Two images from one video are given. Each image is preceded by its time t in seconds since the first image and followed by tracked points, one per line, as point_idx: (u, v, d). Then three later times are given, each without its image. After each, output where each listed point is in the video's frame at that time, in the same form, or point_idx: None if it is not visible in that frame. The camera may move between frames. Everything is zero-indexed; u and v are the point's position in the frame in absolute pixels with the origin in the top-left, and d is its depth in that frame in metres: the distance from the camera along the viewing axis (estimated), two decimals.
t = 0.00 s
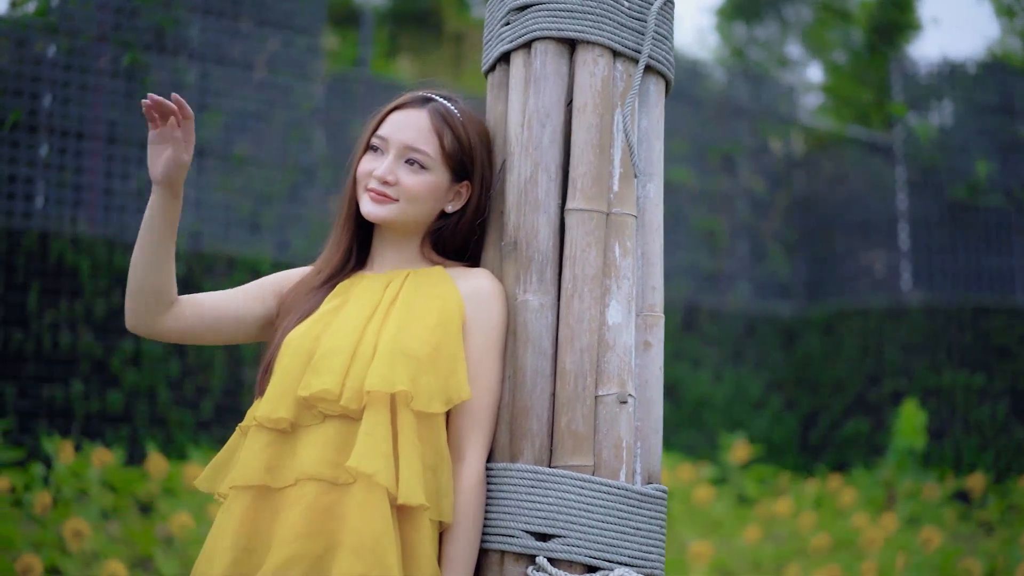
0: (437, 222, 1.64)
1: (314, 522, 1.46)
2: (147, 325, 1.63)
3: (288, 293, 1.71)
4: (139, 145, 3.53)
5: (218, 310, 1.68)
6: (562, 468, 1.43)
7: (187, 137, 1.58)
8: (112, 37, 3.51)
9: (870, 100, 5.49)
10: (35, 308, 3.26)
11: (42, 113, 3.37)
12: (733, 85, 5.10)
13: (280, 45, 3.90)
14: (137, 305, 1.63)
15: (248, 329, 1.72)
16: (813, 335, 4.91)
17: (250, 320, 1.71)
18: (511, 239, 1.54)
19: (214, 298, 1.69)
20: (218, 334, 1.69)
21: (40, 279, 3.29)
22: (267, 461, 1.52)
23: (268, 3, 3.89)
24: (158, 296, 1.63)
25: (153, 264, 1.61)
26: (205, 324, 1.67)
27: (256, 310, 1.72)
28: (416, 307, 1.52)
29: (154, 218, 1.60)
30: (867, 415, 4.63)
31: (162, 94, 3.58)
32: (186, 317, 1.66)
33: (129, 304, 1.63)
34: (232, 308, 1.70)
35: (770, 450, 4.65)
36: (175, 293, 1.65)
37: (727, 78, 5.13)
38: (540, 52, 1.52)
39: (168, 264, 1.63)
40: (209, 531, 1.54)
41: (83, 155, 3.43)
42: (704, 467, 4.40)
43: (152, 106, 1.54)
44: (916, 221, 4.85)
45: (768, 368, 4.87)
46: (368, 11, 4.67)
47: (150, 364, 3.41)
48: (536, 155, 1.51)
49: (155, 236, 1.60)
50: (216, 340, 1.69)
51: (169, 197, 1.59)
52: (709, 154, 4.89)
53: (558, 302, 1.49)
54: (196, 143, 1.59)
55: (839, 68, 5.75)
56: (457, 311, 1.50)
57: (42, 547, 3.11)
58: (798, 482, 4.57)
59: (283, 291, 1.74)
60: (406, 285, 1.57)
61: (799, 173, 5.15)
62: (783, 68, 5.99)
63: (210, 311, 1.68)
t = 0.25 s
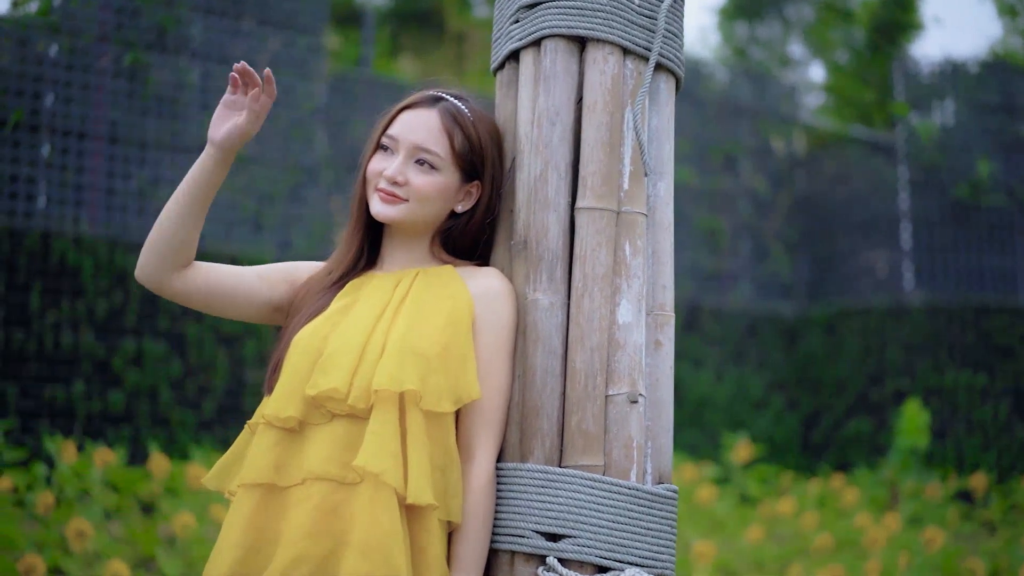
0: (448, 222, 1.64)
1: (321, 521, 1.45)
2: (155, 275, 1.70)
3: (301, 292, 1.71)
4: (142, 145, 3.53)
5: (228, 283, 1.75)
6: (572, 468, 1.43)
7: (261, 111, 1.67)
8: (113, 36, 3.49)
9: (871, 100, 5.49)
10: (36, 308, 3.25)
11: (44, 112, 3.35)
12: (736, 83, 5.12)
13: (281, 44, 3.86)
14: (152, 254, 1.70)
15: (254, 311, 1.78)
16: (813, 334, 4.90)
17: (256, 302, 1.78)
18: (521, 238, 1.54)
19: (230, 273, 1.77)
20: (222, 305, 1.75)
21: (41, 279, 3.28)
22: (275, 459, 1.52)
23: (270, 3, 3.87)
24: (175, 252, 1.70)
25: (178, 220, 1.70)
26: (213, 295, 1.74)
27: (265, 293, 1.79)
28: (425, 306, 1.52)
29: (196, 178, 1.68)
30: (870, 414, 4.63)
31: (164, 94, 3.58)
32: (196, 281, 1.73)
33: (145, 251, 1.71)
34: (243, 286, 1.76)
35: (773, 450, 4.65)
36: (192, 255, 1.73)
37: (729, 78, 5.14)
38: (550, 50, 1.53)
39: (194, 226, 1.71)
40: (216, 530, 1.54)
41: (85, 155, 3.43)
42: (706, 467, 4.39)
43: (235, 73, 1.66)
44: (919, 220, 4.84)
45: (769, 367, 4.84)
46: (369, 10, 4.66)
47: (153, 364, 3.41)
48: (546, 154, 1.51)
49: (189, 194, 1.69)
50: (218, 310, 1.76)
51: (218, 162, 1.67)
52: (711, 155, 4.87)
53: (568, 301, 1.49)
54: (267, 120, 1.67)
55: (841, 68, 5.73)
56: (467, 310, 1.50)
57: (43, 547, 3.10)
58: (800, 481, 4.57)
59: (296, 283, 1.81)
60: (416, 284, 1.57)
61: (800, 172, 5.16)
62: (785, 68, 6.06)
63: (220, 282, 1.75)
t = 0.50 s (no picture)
0: (455, 222, 1.64)
1: (327, 522, 1.44)
2: (170, 235, 1.74)
3: (310, 290, 1.71)
4: (143, 145, 3.52)
5: (239, 261, 1.77)
6: (581, 470, 1.43)
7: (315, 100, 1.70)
8: (115, 36, 3.49)
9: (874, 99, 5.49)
10: (38, 309, 3.24)
11: (46, 112, 3.35)
12: (739, 84, 4.98)
13: (282, 44, 3.82)
14: (173, 214, 1.74)
15: (262, 294, 1.79)
16: (815, 335, 4.86)
17: (265, 287, 1.79)
18: (529, 238, 1.54)
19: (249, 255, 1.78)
20: (231, 281, 1.77)
21: (42, 279, 3.27)
22: (281, 459, 1.51)
23: (272, 2, 3.84)
24: (193, 217, 1.74)
25: (204, 186, 1.74)
26: (224, 269, 1.76)
27: (276, 281, 1.80)
28: (432, 306, 1.51)
29: (232, 150, 1.72)
30: (873, 415, 4.60)
31: (165, 95, 3.57)
32: (211, 252, 1.76)
33: (167, 210, 1.75)
34: (254, 268, 1.78)
35: (776, 451, 4.64)
36: (211, 224, 1.76)
37: (732, 78, 4.98)
38: (558, 49, 1.53)
39: (217, 199, 1.75)
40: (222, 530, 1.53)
41: (86, 154, 3.42)
42: (709, 467, 4.38)
43: (300, 60, 1.70)
44: (920, 220, 4.83)
45: (772, 367, 4.83)
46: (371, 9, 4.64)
47: (154, 364, 3.40)
48: (554, 153, 1.51)
49: (221, 165, 1.72)
50: (227, 286, 1.78)
51: (256, 140, 1.71)
52: (714, 155, 4.85)
53: (576, 300, 1.49)
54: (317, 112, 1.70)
55: (843, 67, 5.73)
56: (474, 309, 1.50)
57: (46, 547, 3.10)
58: (803, 481, 4.55)
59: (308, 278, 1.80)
60: (423, 284, 1.56)
61: (800, 172, 5.11)
62: (787, 67, 6.01)
63: (232, 258, 1.76)
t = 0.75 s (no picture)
0: (460, 224, 1.63)
1: (331, 524, 1.43)
2: (186, 207, 1.76)
3: (316, 289, 1.70)
4: (144, 144, 3.51)
5: (251, 244, 1.78)
6: (586, 472, 1.43)
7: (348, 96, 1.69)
8: (116, 36, 3.48)
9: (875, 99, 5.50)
10: (39, 309, 3.23)
11: (47, 112, 3.34)
12: (740, 84, 5.02)
13: (284, 44, 3.83)
14: (193, 186, 1.77)
15: (269, 281, 1.79)
16: (817, 334, 4.86)
17: (273, 275, 1.79)
18: (533, 239, 1.53)
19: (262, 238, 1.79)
20: (240, 263, 1.78)
21: (43, 279, 3.27)
22: (285, 460, 1.50)
23: (274, 3, 3.84)
24: (211, 192, 1.76)
25: (226, 164, 1.76)
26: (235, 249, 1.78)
27: (285, 271, 1.79)
28: (437, 307, 1.51)
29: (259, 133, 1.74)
30: (874, 415, 4.59)
31: (167, 94, 3.56)
32: (225, 230, 1.78)
33: (189, 182, 1.78)
34: (265, 254, 1.78)
35: (777, 451, 4.62)
36: (229, 203, 1.78)
37: (733, 77, 5.02)
38: (563, 49, 1.52)
39: (237, 178, 1.76)
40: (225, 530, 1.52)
41: (88, 154, 3.41)
42: (711, 467, 4.37)
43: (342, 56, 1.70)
44: (922, 220, 4.83)
45: (772, 367, 4.80)
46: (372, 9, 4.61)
47: (156, 364, 3.39)
48: (559, 153, 1.51)
49: (246, 145, 1.74)
50: (236, 267, 1.79)
51: (283, 127, 1.71)
52: (716, 154, 4.84)
53: (582, 302, 1.48)
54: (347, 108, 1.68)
55: (844, 67, 5.73)
56: (479, 311, 1.49)
57: (47, 548, 3.09)
58: (805, 481, 4.54)
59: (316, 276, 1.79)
60: (427, 286, 1.56)
61: (803, 172, 5.11)
62: (788, 67, 5.98)
63: (244, 240, 1.77)
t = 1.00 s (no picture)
0: (464, 225, 1.63)
1: (332, 528, 1.43)
2: (199, 190, 1.73)
3: (319, 289, 1.70)
4: (145, 144, 3.50)
5: (260, 234, 1.75)
6: (590, 474, 1.42)
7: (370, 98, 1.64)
8: (117, 36, 3.48)
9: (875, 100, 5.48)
10: (40, 309, 3.23)
11: (48, 112, 3.34)
12: (741, 85, 5.02)
13: (285, 44, 3.83)
14: (207, 171, 1.74)
15: (273, 273, 1.78)
16: (818, 334, 4.83)
17: (279, 268, 1.77)
18: (537, 240, 1.52)
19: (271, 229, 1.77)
20: (247, 252, 1.75)
21: (44, 279, 3.26)
22: (287, 462, 1.50)
23: (274, 3, 3.84)
24: (226, 179, 1.73)
25: (242, 151, 1.73)
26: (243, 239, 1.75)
27: (292, 264, 1.78)
28: (440, 309, 1.50)
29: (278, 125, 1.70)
30: (876, 415, 4.56)
31: (167, 94, 3.55)
32: (234, 218, 1.75)
33: (204, 163, 1.75)
34: (273, 246, 1.76)
35: (778, 450, 4.58)
36: (243, 190, 1.75)
37: (734, 77, 5.02)
38: (566, 49, 1.52)
39: (253, 167, 1.73)
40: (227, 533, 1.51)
41: (89, 154, 3.40)
42: (713, 467, 4.35)
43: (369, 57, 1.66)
44: (924, 219, 4.82)
45: (774, 367, 4.77)
46: (372, 9, 4.57)
47: (157, 364, 3.38)
48: (562, 154, 1.50)
49: (264, 136, 1.71)
50: (243, 256, 1.77)
51: (302, 124, 1.68)
52: (717, 154, 4.82)
53: (585, 303, 1.47)
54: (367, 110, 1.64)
55: (845, 67, 5.73)
56: (482, 313, 1.49)
57: (48, 549, 3.10)
58: (807, 482, 4.52)
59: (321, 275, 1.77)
60: (430, 288, 1.55)
61: (805, 172, 5.08)
62: (790, 66, 6.04)
63: (254, 229, 1.75)
